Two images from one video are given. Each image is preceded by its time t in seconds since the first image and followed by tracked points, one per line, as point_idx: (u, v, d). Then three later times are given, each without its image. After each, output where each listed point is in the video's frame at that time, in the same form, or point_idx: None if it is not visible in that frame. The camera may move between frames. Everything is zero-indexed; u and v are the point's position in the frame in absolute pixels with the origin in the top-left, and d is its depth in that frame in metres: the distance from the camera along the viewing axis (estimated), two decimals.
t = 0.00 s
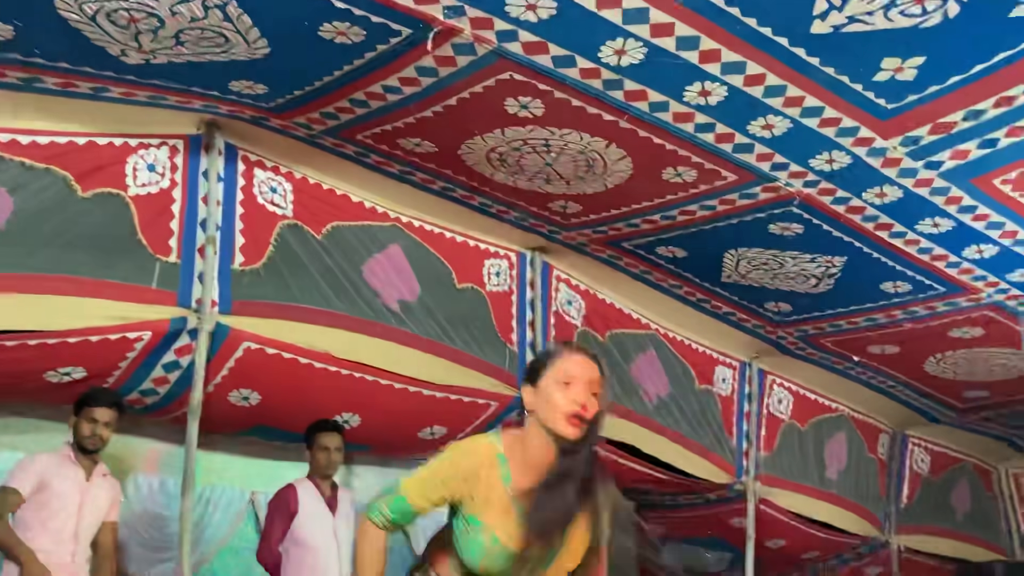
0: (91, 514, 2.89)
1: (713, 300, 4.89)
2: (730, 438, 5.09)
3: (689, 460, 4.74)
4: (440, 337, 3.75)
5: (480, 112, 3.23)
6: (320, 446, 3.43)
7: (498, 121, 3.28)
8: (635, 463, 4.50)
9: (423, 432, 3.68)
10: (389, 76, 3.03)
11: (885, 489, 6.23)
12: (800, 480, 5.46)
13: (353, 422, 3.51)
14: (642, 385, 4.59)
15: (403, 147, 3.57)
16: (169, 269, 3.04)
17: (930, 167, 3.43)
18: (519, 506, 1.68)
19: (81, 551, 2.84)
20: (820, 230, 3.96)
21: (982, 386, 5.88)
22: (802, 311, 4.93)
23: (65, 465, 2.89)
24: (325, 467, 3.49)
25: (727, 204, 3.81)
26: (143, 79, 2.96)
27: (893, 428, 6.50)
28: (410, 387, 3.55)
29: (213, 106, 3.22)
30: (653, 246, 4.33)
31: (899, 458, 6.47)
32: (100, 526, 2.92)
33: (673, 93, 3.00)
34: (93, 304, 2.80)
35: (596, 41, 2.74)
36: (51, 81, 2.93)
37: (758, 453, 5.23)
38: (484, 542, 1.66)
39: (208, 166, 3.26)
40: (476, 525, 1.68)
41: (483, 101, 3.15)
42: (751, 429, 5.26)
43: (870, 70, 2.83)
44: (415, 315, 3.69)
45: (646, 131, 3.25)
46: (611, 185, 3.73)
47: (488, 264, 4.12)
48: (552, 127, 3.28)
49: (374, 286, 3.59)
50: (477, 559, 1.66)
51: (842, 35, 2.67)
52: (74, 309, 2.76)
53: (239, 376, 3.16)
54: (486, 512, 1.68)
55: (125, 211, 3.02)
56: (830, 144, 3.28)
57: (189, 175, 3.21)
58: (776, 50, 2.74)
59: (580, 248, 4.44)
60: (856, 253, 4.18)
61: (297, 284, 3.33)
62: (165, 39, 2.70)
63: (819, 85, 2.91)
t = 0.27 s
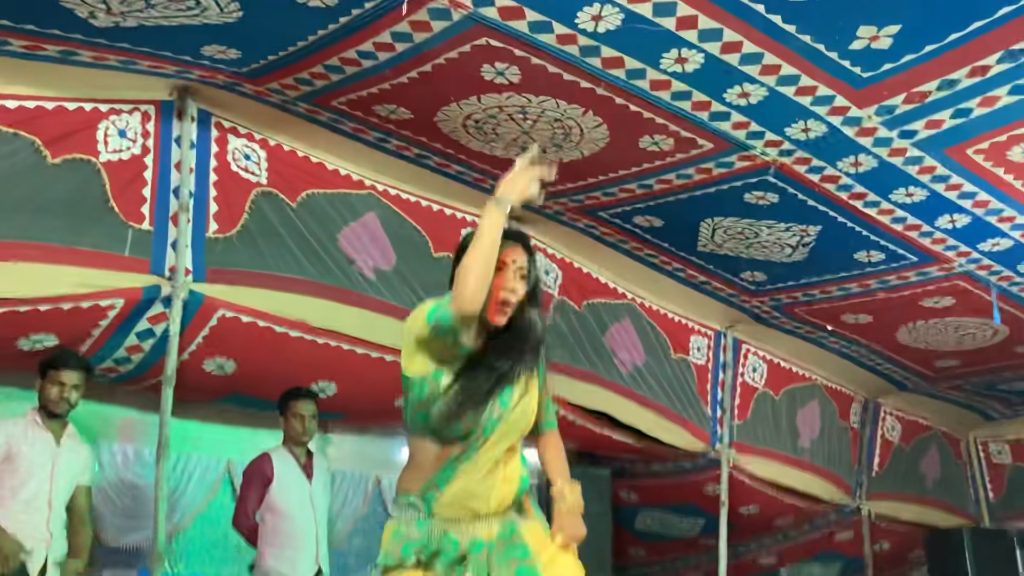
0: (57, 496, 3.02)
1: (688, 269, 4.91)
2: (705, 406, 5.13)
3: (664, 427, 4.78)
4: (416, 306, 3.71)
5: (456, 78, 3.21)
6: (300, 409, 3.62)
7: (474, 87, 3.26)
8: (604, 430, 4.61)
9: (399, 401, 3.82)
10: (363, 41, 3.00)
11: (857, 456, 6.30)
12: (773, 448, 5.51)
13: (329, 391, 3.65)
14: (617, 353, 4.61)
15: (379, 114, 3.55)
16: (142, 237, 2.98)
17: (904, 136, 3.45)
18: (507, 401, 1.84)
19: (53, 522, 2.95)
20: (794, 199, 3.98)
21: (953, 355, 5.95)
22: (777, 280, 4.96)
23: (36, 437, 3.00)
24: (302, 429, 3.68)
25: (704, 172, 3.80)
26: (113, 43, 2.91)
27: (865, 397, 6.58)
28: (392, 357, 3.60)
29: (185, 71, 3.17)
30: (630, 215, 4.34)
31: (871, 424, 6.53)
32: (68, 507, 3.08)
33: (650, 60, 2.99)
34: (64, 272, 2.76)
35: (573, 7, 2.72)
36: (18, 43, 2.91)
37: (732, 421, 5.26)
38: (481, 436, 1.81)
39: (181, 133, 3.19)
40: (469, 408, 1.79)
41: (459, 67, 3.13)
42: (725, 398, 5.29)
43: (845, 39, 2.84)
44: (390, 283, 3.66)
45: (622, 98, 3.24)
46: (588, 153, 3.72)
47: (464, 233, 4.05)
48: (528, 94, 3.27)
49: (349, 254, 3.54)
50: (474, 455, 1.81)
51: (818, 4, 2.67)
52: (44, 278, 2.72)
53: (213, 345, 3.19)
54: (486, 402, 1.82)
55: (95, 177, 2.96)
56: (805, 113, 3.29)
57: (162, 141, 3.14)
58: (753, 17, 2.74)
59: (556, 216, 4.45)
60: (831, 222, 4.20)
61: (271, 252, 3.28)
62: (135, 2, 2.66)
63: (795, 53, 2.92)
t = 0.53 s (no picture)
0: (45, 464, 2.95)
1: (677, 245, 4.91)
2: (693, 381, 5.16)
3: (653, 402, 4.80)
4: (406, 282, 3.70)
5: (444, 51, 3.20)
6: (286, 386, 3.53)
7: (464, 60, 3.25)
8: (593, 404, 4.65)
9: (389, 376, 3.83)
10: (352, 12, 3.00)
11: (843, 430, 6.34)
12: (761, 423, 5.54)
13: (318, 365, 3.65)
14: (606, 329, 4.62)
15: (367, 88, 3.53)
16: (129, 211, 2.96)
17: (893, 111, 3.46)
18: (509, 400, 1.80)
19: (44, 492, 2.89)
20: (783, 174, 3.98)
21: (939, 330, 5.99)
22: (765, 256, 4.98)
23: (19, 407, 2.90)
24: (289, 408, 3.59)
25: (693, 147, 3.80)
26: (98, 13, 2.92)
27: (852, 372, 6.62)
28: (383, 334, 3.59)
29: (171, 43, 3.14)
30: (619, 191, 4.33)
31: (857, 400, 6.58)
32: (58, 478, 3.00)
33: (640, 34, 2.99)
34: (50, 245, 2.74)
35: None
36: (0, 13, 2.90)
37: (719, 396, 5.29)
38: (488, 434, 1.75)
39: (167, 105, 3.16)
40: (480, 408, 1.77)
41: (448, 40, 3.12)
42: (714, 372, 5.32)
43: (835, 13, 2.84)
44: (379, 258, 3.65)
45: (612, 72, 3.23)
46: (578, 128, 3.71)
47: (454, 209, 4.03)
48: (517, 67, 3.26)
49: (338, 229, 3.52)
50: (474, 450, 1.76)
51: None
52: (30, 251, 2.70)
53: (200, 320, 3.19)
54: (492, 400, 1.78)
55: (81, 150, 2.94)
56: (795, 87, 3.29)
57: (148, 114, 3.11)
58: None
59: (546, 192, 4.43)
60: (820, 198, 4.21)
61: (259, 226, 3.26)
62: None
63: (785, 27, 2.92)
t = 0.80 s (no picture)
0: (30, 438, 2.95)
1: (671, 224, 4.91)
2: (686, 359, 5.17)
3: (646, 381, 4.81)
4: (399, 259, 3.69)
5: (435, 27, 3.21)
6: (275, 363, 3.57)
7: (457, 36, 3.25)
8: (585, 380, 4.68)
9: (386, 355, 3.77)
10: None
11: (836, 407, 6.39)
12: (753, 400, 5.56)
13: (312, 344, 3.71)
14: (600, 308, 4.62)
15: (360, 64, 3.51)
16: (122, 188, 2.93)
17: (887, 89, 3.46)
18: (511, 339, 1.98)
19: (31, 465, 2.90)
20: (777, 152, 3.98)
21: (931, 308, 6.02)
22: (759, 234, 4.98)
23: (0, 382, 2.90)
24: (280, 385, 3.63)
25: (687, 124, 3.79)
26: None
27: (844, 350, 6.65)
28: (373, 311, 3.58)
29: (161, 19, 3.12)
30: (613, 168, 4.32)
31: (849, 378, 6.61)
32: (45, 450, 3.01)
33: (635, 10, 3.00)
34: (41, 221, 2.73)
35: None
36: None
37: (712, 374, 5.31)
38: (496, 369, 1.95)
39: (159, 83, 3.13)
40: (487, 339, 1.96)
41: (439, 16, 3.14)
42: (707, 350, 5.33)
43: None
44: (373, 236, 3.64)
45: (606, 49, 3.23)
46: (572, 105, 3.70)
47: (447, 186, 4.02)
48: (511, 43, 3.25)
49: (330, 206, 3.51)
50: (484, 383, 1.94)
51: None
52: (22, 227, 2.70)
53: (192, 298, 3.23)
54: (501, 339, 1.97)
55: (72, 126, 2.91)
56: (790, 64, 3.30)
57: (140, 91, 3.08)
58: None
59: (540, 170, 4.42)
60: (814, 176, 4.21)
61: (252, 203, 3.25)
62: None
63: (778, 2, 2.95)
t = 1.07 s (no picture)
0: (18, 420, 2.96)
1: (666, 206, 4.89)
2: (680, 341, 5.18)
3: (640, 364, 4.81)
4: (392, 242, 3.68)
5: (432, 6, 3.20)
6: (271, 344, 3.58)
7: (452, 15, 3.24)
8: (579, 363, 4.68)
9: (375, 335, 3.85)
10: None
11: (829, 390, 6.44)
12: (746, 382, 5.58)
13: (306, 326, 3.69)
14: (595, 290, 4.62)
15: (354, 45, 3.49)
16: (113, 169, 2.92)
17: (883, 71, 3.45)
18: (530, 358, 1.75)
19: (15, 446, 2.93)
20: (773, 134, 3.97)
21: (925, 292, 6.03)
22: (754, 217, 4.98)
23: None
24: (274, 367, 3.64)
25: (681, 106, 3.78)
26: None
27: (838, 333, 6.68)
28: (368, 293, 3.60)
29: None
30: (608, 150, 4.31)
31: (842, 360, 6.65)
32: (39, 434, 3.04)
33: None
34: (34, 201, 2.72)
35: None
36: None
37: (706, 356, 5.32)
38: (519, 377, 1.73)
39: (150, 63, 3.11)
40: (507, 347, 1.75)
41: None
42: (701, 333, 5.34)
43: None
44: (366, 218, 3.62)
45: (602, 29, 3.22)
46: (567, 86, 3.68)
47: (442, 168, 4.02)
48: (506, 24, 3.24)
49: (324, 187, 3.50)
50: (506, 400, 1.73)
51: None
52: (14, 207, 2.69)
53: (185, 281, 3.19)
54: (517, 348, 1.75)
55: (63, 107, 2.89)
56: (785, 46, 3.30)
57: (131, 71, 3.07)
58: None
59: (534, 152, 4.41)
60: (809, 158, 4.20)
61: (245, 185, 3.23)
62: None
63: None
